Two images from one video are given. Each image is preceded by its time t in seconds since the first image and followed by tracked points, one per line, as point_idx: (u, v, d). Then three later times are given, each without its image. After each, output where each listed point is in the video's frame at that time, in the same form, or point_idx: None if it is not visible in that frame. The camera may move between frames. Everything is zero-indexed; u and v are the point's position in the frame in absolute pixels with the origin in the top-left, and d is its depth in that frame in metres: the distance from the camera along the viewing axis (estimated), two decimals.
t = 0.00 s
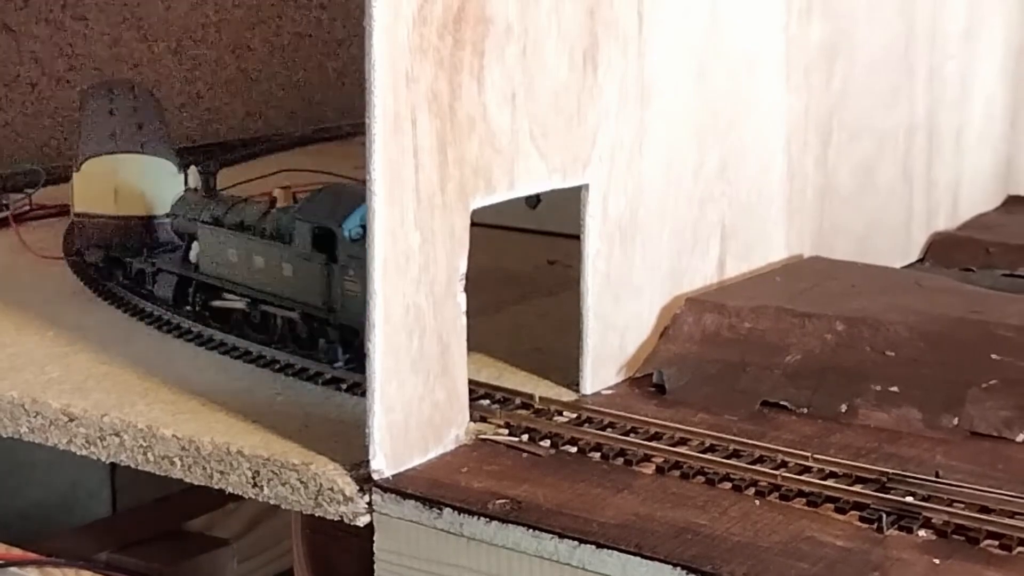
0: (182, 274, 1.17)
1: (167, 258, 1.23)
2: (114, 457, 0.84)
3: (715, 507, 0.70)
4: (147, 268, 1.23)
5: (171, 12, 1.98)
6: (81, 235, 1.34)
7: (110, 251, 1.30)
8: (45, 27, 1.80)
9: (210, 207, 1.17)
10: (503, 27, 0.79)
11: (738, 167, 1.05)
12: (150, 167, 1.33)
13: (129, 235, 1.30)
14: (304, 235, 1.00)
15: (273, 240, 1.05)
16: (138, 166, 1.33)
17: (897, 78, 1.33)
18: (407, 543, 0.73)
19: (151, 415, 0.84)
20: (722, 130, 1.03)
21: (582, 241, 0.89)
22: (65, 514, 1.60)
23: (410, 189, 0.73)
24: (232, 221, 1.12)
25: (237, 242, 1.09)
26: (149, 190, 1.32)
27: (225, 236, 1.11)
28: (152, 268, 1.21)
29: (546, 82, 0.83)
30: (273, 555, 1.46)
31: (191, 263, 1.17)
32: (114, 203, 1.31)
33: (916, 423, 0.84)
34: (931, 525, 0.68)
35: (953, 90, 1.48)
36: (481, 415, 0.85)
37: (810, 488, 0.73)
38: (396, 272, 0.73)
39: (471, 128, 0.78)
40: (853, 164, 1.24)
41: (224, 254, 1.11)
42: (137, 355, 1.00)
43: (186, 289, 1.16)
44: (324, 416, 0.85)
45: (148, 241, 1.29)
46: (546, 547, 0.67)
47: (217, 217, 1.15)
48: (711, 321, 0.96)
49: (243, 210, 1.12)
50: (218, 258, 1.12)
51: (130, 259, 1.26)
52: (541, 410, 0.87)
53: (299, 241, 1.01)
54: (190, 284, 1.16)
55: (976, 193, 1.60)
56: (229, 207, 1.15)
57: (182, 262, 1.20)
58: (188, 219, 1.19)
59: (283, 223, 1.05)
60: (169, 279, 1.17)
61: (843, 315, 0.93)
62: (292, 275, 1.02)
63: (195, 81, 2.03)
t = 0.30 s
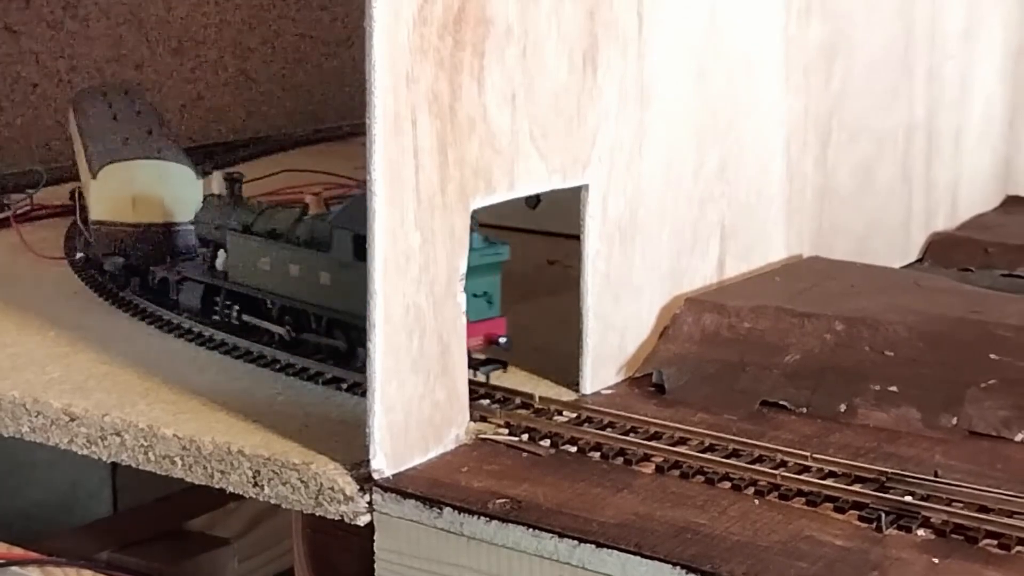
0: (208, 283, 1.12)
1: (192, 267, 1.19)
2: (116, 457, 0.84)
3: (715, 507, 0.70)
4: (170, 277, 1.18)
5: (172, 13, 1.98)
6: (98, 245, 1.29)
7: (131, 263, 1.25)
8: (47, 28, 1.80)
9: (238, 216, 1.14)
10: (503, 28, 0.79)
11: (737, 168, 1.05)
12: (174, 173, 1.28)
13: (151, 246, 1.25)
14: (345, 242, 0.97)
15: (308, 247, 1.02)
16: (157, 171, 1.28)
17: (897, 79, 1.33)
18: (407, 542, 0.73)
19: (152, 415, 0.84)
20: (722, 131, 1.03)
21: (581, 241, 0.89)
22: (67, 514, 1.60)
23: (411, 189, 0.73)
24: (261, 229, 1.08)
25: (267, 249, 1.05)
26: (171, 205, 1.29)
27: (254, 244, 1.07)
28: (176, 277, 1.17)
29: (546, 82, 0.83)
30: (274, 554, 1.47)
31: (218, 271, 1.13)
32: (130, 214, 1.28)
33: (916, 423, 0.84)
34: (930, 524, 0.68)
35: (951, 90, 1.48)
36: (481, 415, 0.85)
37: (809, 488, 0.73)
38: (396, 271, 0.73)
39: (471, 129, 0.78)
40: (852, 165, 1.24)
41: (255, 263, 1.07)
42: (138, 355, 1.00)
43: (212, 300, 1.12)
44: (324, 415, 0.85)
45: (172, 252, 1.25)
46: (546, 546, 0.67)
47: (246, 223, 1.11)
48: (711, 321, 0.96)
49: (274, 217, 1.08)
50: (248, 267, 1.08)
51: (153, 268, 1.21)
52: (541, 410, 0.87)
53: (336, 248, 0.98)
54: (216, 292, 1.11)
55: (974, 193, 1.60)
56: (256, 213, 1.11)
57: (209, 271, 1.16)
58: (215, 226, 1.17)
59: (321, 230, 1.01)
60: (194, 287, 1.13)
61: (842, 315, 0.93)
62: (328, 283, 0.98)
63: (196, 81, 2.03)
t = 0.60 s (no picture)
0: (237, 291, 1.11)
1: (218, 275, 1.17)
2: (117, 456, 0.84)
3: (714, 506, 0.71)
4: (196, 286, 1.16)
5: (173, 14, 1.98)
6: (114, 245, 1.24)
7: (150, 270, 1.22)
8: (48, 29, 1.80)
9: (267, 222, 1.11)
10: (503, 29, 0.79)
11: (737, 168, 1.05)
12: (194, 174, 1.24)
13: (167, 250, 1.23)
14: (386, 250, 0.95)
15: (346, 254, 1.00)
16: (176, 174, 1.23)
17: (896, 79, 1.33)
18: (408, 542, 0.73)
19: (154, 414, 0.84)
20: (722, 131, 1.03)
21: (581, 241, 0.89)
22: (67, 514, 1.60)
23: (412, 190, 0.73)
24: (295, 236, 1.06)
25: (303, 256, 1.03)
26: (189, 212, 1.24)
27: (284, 250, 1.05)
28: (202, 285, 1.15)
29: (546, 83, 0.83)
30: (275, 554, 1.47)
31: (247, 278, 1.12)
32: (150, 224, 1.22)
33: (914, 422, 0.84)
34: (928, 523, 0.69)
35: (950, 91, 1.49)
36: (481, 414, 0.85)
37: (808, 488, 0.73)
38: (396, 271, 0.73)
39: (471, 129, 0.78)
40: (851, 166, 1.24)
41: (288, 270, 1.04)
42: (139, 355, 1.00)
43: (240, 308, 1.10)
44: (325, 415, 0.86)
45: (193, 260, 1.22)
46: (545, 545, 0.67)
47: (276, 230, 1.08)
48: (711, 320, 0.96)
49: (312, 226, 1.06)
50: (280, 274, 1.05)
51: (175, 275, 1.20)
52: (541, 409, 0.87)
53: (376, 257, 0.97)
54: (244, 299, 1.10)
55: (973, 194, 1.60)
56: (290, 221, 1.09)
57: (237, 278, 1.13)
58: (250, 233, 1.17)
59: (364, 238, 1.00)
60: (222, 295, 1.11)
61: (842, 315, 0.94)
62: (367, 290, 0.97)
63: (197, 82, 2.04)
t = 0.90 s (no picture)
0: (269, 299, 1.07)
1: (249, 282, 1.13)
2: (118, 456, 0.84)
3: (714, 505, 0.71)
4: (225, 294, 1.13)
5: (174, 15, 1.98)
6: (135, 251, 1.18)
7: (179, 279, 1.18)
8: (49, 29, 1.80)
9: (299, 227, 1.06)
10: (503, 29, 0.79)
11: (737, 169, 1.06)
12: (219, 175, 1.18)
13: (195, 256, 1.18)
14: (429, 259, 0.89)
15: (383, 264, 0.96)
16: (201, 180, 1.17)
17: (896, 80, 1.33)
18: (408, 541, 0.73)
19: (154, 414, 0.85)
20: (721, 131, 1.03)
21: (583, 241, 0.90)
22: (68, 513, 1.61)
23: (412, 190, 0.74)
24: (329, 243, 1.02)
25: (339, 264, 0.99)
26: (221, 218, 1.18)
27: (318, 258, 1.02)
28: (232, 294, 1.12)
29: (546, 84, 0.83)
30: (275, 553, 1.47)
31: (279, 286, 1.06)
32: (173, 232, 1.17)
33: (914, 422, 0.84)
34: (927, 523, 0.69)
35: (949, 92, 1.49)
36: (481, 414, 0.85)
37: (807, 487, 0.73)
38: (397, 271, 0.73)
39: (471, 129, 0.78)
40: (851, 166, 1.24)
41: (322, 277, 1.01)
42: (140, 355, 1.00)
43: (274, 317, 1.07)
44: (325, 415, 0.86)
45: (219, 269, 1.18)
46: (546, 545, 0.68)
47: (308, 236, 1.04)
48: (710, 321, 0.97)
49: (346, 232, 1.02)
50: (314, 282, 1.02)
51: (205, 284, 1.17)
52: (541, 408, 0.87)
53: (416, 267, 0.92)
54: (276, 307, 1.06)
55: (973, 194, 1.60)
56: (321, 225, 1.05)
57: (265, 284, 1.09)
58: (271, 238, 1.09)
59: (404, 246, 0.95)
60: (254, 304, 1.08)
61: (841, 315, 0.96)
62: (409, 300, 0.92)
63: (198, 82, 2.04)
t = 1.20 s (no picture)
0: (302, 306, 1.04)
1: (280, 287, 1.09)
2: (119, 455, 0.84)
3: (713, 505, 0.71)
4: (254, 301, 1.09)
5: (174, 15, 1.98)
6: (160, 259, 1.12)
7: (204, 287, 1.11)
8: (49, 30, 1.80)
9: (335, 234, 1.04)
10: (503, 30, 0.80)
11: (736, 169, 1.06)
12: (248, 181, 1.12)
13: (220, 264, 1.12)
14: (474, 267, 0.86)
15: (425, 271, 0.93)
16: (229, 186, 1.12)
17: (895, 80, 1.34)
18: (409, 540, 0.73)
19: (155, 414, 0.85)
20: (721, 132, 1.03)
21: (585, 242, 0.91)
22: (69, 512, 1.61)
23: (413, 191, 0.74)
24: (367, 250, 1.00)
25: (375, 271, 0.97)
26: (247, 226, 1.12)
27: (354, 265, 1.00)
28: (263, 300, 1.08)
29: (546, 84, 0.84)
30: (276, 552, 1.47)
31: (310, 294, 1.04)
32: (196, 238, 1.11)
33: (912, 422, 0.84)
34: (926, 522, 0.69)
35: (948, 92, 1.49)
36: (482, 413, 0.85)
37: (806, 487, 0.73)
38: (397, 272, 0.74)
39: (471, 130, 0.78)
40: (850, 167, 1.24)
41: (357, 285, 0.99)
42: (141, 355, 1.01)
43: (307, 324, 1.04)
44: (326, 414, 0.86)
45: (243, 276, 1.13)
46: (546, 544, 0.68)
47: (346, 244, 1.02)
48: (710, 321, 0.98)
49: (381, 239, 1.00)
50: (349, 290, 1.00)
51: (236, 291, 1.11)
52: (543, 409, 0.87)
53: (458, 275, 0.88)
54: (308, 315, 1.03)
55: (972, 194, 1.60)
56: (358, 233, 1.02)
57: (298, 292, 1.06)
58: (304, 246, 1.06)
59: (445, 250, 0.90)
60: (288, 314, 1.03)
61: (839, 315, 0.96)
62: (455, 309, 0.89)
63: (199, 83, 2.04)
